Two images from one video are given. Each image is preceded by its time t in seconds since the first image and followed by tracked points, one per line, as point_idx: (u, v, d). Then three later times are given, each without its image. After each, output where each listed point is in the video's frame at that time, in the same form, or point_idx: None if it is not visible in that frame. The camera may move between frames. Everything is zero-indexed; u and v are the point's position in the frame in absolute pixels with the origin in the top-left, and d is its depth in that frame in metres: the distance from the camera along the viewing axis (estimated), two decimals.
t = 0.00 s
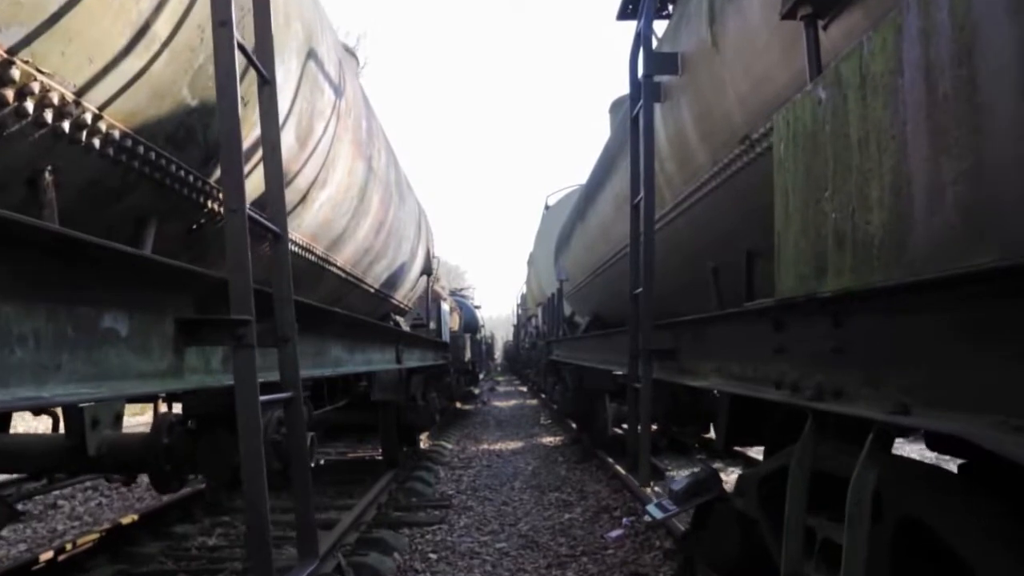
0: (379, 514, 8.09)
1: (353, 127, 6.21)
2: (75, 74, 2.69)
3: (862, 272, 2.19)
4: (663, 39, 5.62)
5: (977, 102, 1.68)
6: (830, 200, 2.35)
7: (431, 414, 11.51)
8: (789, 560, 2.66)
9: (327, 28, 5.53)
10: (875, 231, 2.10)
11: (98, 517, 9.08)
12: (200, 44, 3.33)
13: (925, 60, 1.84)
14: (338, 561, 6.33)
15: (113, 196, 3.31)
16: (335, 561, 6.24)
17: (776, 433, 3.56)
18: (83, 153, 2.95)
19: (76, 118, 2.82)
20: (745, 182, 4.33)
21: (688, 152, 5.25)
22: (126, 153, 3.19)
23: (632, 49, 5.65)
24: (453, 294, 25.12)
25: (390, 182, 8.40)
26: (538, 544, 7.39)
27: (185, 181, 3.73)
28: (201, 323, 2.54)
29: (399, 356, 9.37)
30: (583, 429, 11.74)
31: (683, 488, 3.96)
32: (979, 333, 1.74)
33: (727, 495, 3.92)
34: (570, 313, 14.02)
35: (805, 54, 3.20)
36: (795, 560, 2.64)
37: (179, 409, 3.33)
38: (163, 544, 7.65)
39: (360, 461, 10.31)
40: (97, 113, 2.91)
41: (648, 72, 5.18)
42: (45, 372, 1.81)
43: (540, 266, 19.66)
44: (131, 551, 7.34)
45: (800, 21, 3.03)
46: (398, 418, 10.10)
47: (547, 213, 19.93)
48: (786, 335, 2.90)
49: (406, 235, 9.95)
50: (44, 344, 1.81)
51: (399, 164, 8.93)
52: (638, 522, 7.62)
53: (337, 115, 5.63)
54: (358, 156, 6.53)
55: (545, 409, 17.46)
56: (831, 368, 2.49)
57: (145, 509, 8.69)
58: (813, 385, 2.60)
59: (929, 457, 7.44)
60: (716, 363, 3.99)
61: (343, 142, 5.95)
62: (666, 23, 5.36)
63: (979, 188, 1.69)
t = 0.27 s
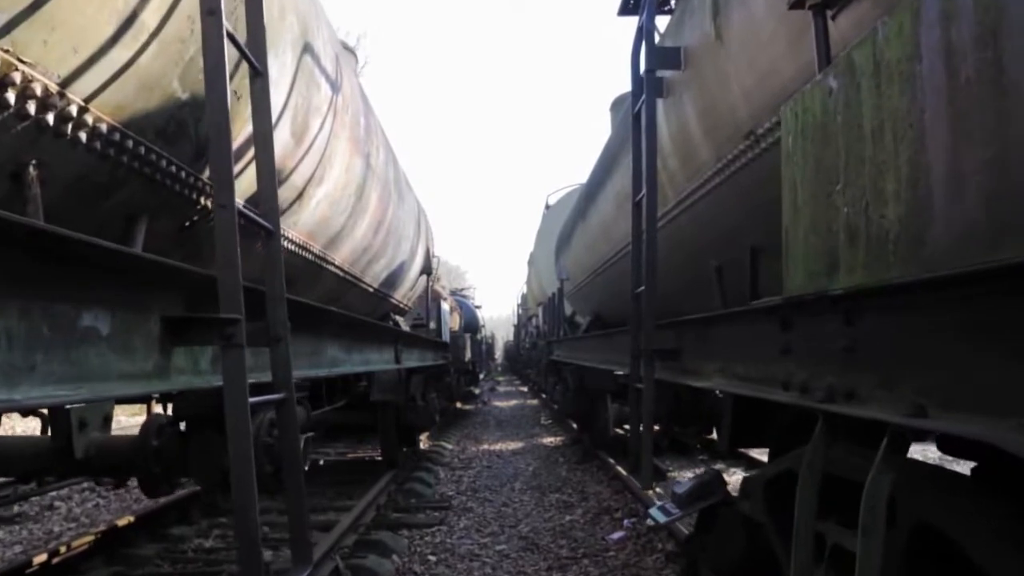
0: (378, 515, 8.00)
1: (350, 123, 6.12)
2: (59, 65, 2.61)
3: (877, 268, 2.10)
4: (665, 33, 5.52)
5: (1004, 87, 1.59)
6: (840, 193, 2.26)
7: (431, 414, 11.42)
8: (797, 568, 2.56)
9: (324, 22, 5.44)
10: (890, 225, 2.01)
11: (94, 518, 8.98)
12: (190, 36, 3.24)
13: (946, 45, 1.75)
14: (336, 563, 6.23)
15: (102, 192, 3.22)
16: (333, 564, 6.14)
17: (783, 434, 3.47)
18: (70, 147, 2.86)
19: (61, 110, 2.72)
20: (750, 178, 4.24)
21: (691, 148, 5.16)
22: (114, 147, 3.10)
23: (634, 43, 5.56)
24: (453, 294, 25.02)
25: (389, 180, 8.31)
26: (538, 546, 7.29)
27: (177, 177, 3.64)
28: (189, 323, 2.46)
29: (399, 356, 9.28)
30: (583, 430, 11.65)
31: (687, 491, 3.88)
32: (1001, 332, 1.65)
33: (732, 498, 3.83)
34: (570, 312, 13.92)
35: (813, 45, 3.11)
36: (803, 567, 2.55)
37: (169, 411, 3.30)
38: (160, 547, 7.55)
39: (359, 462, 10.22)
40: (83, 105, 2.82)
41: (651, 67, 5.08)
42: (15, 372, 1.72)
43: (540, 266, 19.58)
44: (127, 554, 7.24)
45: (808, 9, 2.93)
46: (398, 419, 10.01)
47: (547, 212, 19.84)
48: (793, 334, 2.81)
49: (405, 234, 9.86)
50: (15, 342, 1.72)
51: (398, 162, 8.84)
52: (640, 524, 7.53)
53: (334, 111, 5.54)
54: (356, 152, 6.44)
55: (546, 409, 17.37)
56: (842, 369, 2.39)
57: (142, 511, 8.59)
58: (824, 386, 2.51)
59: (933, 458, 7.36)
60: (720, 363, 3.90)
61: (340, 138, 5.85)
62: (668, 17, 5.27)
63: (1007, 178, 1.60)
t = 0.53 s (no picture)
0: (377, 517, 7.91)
1: (348, 119, 6.03)
2: (43, 55, 2.52)
3: (893, 265, 2.02)
4: (669, 28, 5.44)
5: None
6: (854, 187, 2.18)
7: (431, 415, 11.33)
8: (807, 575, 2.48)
9: (321, 16, 5.35)
10: (908, 219, 1.92)
11: (91, 519, 8.89)
12: (181, 27, 3.16)
13: (969, 29, 1.66)
14: (333, 565, 6.14)
15: (90, 187, 3.13)
16: (330, 566, 6.05)
17: (789, 435, 3.37)
18: (56, 140, 2.78)
19: (45, 101, 2.64)
20: (755, 174, 4.16)
21: (694, 144, 5.08)
22: (103, 141, 3.02)
23: (637, 38, 5.47)
24: (453, 294, 24.93)
25: (388, 178, 8.22)
26: (539, 548, 7.20)
27: (169, 173, 3.56)
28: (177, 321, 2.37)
29: (398, 355, 9.20)
30: (584, 430, 11.56)
31: (691, 495, 3.79)
32: None
33: (737, 502, 3.75)
34: (571, 312, 13.83)
35: (822, 35, 3.02)
36: None
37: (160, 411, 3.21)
38: (156, 549, 7.45)
39: (357, 462, 10.12)
40: (69, 97, 2.74)
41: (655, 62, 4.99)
42: None
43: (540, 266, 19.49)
44: (123, 556, 7.15)
45: None
46: (398, 419, 9.92)
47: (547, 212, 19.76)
48: (802, 334, 2.72)
49: (405, 233, 9.77)
50: None
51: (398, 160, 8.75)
52: (641, 525, 7.44)
53: (331, 107, 5.46)
54: (354, 149, 6.35)
55: (546, 410, 17.27)
56: (853, 370, 2.31)
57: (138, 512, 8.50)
58: (834, 388, 2.42)
59: (938, 459, 7.27)
60: (724, 363, 3.81)
61: (338, 134, 5.76)
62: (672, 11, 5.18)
63: None
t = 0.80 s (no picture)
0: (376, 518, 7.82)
1: (347, 115, 5.95)
2: (27, 43, 2.44)
3: (913, 262, 1.93)
4: (672, 22, 5.35)
5: None
6: (869, 180, 2.09)
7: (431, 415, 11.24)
8: None
9: (319, 10, 5.26)
10: (929, 214, 1.83)
11: (88, 520, 8.80)
12: (173, 17, 3.07)
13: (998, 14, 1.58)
14: (332, 568, 6.04)
15: (79, 183, 3.04)
16: (328, 569, 5.95)
17: (797, 437, 3.29)
18: (42, 133, 2.69)
19: (30, 92, 2.55)
20: (761, 170, 4.07)
21: (698, 140, 4.99)
22: (92, 135, 2.93)
23: (640, 32, 5.39)
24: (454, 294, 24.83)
25: (388, 177, 8.14)
26: (540, 550, 7.11)
27: (161, 169, 3.47)
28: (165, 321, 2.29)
29: (398, 355, 9.11)
30: (585, 431, 11.47)
31: (696, 499, 3.70)
32: None
33: (744, 505, 3.66)
34: (572, 312, 13.74)
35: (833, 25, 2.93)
36: None
37: (150, 413, 3.14)
38: (153, 550, 7.36)
39: (357, 463, 10.03)
40: (55, 88, 2.65)
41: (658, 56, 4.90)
42: None
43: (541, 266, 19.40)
44: (119, 558, 7.05)
45: None
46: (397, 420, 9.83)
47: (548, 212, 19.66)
48: (812, 333, 2.63)
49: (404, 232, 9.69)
50: None
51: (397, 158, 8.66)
52: (644, 528, 7.35)
53: (329, 102, 5.37)
54: (352, 146, 6.26)
55: (547, 411, 17.17)
56: (868, 371, 2.22)
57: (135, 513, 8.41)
58: (847, 389, 2.33)
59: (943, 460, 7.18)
60: (730, 363, 3.73)
61: (336, 131, 5.68)
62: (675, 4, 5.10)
63: None
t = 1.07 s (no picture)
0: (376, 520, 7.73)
1: (345, 112, 5.86)
2: (11, 33, 2.35)
3: (934, 259, 1.84)
4: (676, 16, 5.26)
5: None
6: (886, 173, 2.01)
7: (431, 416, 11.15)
8: None
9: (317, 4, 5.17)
10: (953, 208, 1.75)
11: (85, 522, 8.71)
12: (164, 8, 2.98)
13: None
14: (330, 571, 5.95)
15: (68, 179, 2.96)
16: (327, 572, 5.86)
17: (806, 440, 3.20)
18: (29, 127, 2.60)
19: (15, 83, 2.47)
20: (767, 166, 3.98)
21: (703, 136, 4.90)
22: (81, 129, 2.84)
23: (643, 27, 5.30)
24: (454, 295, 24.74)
25: (387, 175, 8.05)
26: (541, 552, 7.02)
27: (153, 165, 3.38)
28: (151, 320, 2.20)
29: (398, 355, 9.02)
30: (587, 431, 11.38)
31: (702, 503, 3.61)
32: None
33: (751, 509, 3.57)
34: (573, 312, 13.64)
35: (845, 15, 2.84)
36: None
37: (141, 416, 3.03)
38: (149, 553, 7.26)
39: (357, 464, 9.94)
40: (42, 80, 2.56)
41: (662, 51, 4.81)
42: None
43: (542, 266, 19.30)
44: (116, 561, 6.95)
45: None
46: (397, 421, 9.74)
47: (549, 211, 19.57)
48: (824, 333, 2.54)
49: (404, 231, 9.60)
50: None
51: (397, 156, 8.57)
52: (646, 530, 7.25)
53: (327, 98, 5.28)
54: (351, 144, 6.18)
55: (548, 411, 17.06)
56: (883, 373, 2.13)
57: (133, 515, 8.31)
58: (862, 392, 2.24)
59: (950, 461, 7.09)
60: (736, 364, 3.64)
61: (335, 127, 5.59)
62: None
63: None
